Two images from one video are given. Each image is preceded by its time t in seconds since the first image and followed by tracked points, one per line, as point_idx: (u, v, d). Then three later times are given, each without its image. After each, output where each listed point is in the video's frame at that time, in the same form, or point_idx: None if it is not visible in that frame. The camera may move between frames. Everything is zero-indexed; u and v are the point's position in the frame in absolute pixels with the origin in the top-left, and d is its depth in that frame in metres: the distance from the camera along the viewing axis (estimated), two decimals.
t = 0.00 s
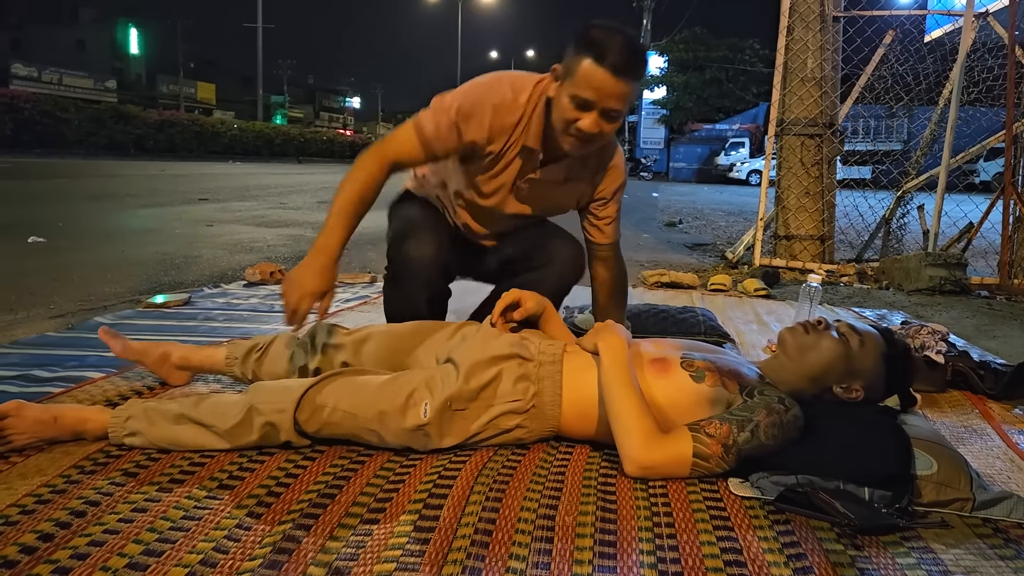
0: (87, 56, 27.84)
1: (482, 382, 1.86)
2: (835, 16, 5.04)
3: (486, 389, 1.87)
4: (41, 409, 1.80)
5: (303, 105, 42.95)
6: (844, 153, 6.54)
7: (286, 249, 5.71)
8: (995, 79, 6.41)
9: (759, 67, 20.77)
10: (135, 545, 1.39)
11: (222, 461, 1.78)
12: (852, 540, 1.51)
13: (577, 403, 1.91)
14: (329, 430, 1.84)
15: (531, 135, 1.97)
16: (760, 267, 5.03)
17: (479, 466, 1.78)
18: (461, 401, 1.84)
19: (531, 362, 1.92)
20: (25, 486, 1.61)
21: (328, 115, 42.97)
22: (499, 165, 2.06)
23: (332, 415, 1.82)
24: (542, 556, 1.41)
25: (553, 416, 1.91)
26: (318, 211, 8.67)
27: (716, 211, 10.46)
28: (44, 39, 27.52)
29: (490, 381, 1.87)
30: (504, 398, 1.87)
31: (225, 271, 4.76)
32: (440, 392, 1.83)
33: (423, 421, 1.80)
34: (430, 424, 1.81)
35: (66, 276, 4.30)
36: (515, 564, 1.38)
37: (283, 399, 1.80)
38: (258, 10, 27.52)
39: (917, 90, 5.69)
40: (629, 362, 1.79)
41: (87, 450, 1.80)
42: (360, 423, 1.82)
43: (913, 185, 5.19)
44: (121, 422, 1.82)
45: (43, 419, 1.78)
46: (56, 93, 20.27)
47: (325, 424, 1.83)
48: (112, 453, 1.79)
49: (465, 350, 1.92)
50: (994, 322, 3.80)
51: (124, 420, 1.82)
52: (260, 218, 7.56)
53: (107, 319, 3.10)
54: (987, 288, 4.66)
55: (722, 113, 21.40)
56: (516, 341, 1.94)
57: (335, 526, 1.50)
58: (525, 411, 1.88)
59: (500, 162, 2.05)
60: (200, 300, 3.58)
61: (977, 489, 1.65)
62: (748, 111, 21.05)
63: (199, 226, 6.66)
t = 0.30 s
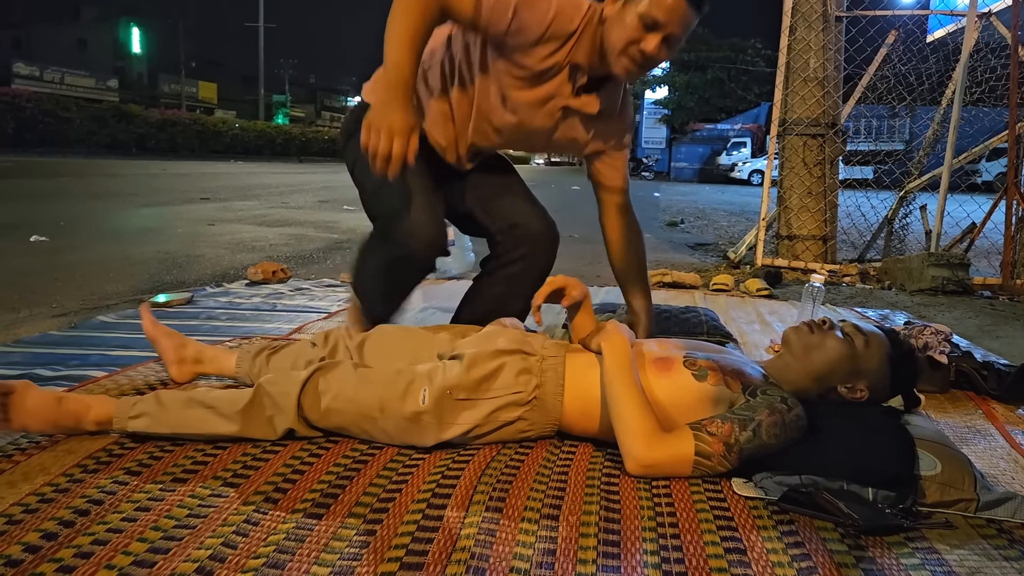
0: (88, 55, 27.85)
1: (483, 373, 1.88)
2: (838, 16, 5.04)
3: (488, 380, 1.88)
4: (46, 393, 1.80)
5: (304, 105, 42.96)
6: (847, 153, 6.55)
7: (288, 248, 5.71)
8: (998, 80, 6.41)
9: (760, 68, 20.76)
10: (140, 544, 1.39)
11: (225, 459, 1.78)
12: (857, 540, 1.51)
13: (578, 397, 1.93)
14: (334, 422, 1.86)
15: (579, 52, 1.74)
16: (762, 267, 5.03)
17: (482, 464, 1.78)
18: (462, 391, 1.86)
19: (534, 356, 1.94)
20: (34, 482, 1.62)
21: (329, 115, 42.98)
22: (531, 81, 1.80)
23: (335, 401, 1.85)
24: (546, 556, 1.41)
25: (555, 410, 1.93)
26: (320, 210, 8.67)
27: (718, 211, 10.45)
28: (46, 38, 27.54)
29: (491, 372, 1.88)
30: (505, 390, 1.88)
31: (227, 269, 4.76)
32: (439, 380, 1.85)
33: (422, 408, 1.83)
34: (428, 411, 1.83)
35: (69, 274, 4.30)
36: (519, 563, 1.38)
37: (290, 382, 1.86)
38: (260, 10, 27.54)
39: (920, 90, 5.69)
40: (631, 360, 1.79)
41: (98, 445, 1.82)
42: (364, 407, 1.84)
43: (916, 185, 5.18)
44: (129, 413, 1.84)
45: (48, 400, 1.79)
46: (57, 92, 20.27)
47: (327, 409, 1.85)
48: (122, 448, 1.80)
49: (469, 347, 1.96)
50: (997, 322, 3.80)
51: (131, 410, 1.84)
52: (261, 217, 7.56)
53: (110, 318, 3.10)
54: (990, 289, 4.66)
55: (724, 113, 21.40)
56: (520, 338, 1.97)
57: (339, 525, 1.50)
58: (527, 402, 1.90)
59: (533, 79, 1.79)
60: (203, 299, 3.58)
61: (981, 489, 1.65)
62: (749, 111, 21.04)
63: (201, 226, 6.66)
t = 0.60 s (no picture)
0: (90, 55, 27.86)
1: (483, 367, 1.90)
2: (840, 16, 5.03)
3: (489, 374, 1.90)
4: (65, 370, 1.88)
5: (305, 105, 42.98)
6: (848, 154, 6.55)
7: (289, 248, 5.71)
8: (1000, 79, 6.41)
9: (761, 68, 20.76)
10: (143, 542, 1.40)
11: (227, 458, 1.78)
12: (858, 540, 1.51)
13: (578, 394, 1.94)
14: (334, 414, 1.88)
15: None
16: (763, 267, 5.03)
17: (485, 463, 1.79)
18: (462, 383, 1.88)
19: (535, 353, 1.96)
20: (40, 479, 1.64)
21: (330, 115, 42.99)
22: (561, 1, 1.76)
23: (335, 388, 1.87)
24: (547, 555, 1.41)
25: (555, 405, 1.95)
26: (321, 210, 8.66)
27: (719, 212, 10.45)
28: (47, 39, 27.55)
29: (491, 366, 1.91)
30: (505, 384, 1.90)
31: (229, 269, 4.77)
32: (437, 369, 1.88)
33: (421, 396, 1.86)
34: (426, 400, 1.86)
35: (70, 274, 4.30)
36: (521, 563, 1.38)
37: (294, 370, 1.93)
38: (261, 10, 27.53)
39: (921, 91, 5.69)
40: (634, 360, 1.79)
41: (113, 436, 1.88)
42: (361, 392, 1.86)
43: (918, 185, 5.18)
44: (138, 399, 1.91)
45: (67, 377, 1.87)
46: (59, 92, 20.28)
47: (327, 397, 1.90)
48: (135, 440, 1.86)
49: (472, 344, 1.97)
50: (998, 322, 3.80)
51: (141, 396, 1.91)
52: (262, 217, 7.56)
53: (112, 318, 3.10)
54: (992, 289, 4.65)
55: (725, 113, 21.40)
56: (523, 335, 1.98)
57: (341, 524, 1.50)
58: (527, 397, 1.92)
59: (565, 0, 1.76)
60: (204, 298, 3.59)
61: (982, 489, 1.65)
62: (750, 111, 21.03)
63: (202, 226, 6.65)
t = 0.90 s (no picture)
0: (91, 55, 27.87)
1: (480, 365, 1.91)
2: (841, 16, 5.03)
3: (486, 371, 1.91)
4: (84, 357, 1.99)
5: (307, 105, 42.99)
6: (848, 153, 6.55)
7: (291, 248, 5.72)
8: (1001, 79, 6.41)
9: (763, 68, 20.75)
10: (144, 542, 1.40)
11: (229, 458, 1.79)
12: (858, 539, 1.51)
13: (576, 392, 1.94)
14: (336, 408, 1.95)
15: None
16: (764, 267, 5.03)
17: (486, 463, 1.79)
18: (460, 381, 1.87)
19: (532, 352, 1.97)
20: (43, 477, 1.64)
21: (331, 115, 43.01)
22: None
23: (336, 383, 1.93)
24: (548, 555, 1.41)
25: (555, 403, 1.95)
26: (323, 210, 8.67)
27: (719, 212, 10.44)
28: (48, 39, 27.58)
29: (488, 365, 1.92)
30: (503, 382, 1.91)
31: (230, 269, 4.78)
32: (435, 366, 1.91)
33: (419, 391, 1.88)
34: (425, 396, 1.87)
35: (72, 274, 4.31)
36: (522, 562, 1.38)
37: (298, 364, 1.98)
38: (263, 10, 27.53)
39: (923, 90, 5.68)
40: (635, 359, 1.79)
41: (114, 436, 1.88)
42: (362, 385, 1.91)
43: (919, 185, 5.17)
44: (147, 391, 1.97)
45: (86, 365, 1.97)
46: (60, 93, 20.29)
47: (329, 393, 1.94)
48: (140, 438, 1.87)
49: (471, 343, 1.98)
50: (999, 322, 3.80)
51: (150, 389, 1.97)
52: (263, 217, 7.57)
53: (113, 317, 3.11)
54: (992, 289, 4.64)
55: (726, 113, 21.41)
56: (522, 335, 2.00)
57: (342, 523, 1.50)
58: (525, 396, 1.92)
59: None
60: (205, 298, 3.60)
61: (983, 488, 1.65)
62: (751, 110, 21.02)
63: (203, 225, 6.66)
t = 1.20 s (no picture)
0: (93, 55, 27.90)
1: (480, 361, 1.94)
2: (841, 17, 5.04)
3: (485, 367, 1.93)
4: (97, 352, 2.02)
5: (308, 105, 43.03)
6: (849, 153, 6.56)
7: (292, 248, 5.73)
8: (1002, 79, 6.41)
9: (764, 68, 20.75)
10: (146, 540, 1.41)
11: (230, 457, 1.79)
12: (858, 538, 1.52)
13: (575, 389, 1.95)
14: (338, 405, 1.96)
15: None
16: (764, 267, 5.04)
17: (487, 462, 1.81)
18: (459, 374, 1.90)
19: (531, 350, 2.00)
20: (44, 476, 1.65)
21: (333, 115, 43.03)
22: None
23: (338, 380, 1.95)
24: (549, 553, 1.42)
25: (554, 399, 1.95)
26: (324, 210, 8.68)
27: (720, 212, 10.44)
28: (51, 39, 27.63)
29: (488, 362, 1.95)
30: (502, 378, 1.93)
31: (232, 268, 4.79)
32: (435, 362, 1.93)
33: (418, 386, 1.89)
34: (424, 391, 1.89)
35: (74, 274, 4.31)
36: (523, 561, 1.39)
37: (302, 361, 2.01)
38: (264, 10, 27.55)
39: (924, 91, 5.69)
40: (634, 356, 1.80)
41: (116, 435, 1.89)
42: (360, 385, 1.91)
43: (920, 185, 5.17)
44: (158, 388, 2.00)
45: (98, 359, 1.99)
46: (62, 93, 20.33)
47: (331, 390, 1.96)
48: (143, 436, 1.89)
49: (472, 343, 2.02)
50: (999, 322, 3.81)
51: (160, 385, 2.00)
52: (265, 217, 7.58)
53: (116, 317, 3.12)
54: (993, 289, 4.65)
55: (727, 113, 21.41)
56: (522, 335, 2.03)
57: (343, 522, 1.51)
58: (524, 392, 1.93)
59: None
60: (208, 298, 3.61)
61: (982, 488, 1.66)
62: (752, 111, 21.01)
63: (204, 225, 6.67)
